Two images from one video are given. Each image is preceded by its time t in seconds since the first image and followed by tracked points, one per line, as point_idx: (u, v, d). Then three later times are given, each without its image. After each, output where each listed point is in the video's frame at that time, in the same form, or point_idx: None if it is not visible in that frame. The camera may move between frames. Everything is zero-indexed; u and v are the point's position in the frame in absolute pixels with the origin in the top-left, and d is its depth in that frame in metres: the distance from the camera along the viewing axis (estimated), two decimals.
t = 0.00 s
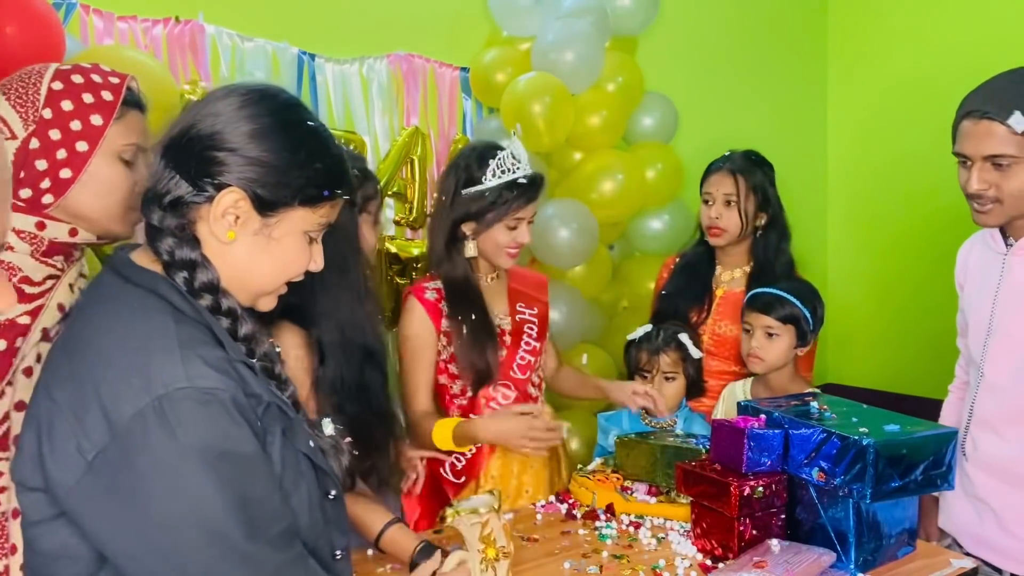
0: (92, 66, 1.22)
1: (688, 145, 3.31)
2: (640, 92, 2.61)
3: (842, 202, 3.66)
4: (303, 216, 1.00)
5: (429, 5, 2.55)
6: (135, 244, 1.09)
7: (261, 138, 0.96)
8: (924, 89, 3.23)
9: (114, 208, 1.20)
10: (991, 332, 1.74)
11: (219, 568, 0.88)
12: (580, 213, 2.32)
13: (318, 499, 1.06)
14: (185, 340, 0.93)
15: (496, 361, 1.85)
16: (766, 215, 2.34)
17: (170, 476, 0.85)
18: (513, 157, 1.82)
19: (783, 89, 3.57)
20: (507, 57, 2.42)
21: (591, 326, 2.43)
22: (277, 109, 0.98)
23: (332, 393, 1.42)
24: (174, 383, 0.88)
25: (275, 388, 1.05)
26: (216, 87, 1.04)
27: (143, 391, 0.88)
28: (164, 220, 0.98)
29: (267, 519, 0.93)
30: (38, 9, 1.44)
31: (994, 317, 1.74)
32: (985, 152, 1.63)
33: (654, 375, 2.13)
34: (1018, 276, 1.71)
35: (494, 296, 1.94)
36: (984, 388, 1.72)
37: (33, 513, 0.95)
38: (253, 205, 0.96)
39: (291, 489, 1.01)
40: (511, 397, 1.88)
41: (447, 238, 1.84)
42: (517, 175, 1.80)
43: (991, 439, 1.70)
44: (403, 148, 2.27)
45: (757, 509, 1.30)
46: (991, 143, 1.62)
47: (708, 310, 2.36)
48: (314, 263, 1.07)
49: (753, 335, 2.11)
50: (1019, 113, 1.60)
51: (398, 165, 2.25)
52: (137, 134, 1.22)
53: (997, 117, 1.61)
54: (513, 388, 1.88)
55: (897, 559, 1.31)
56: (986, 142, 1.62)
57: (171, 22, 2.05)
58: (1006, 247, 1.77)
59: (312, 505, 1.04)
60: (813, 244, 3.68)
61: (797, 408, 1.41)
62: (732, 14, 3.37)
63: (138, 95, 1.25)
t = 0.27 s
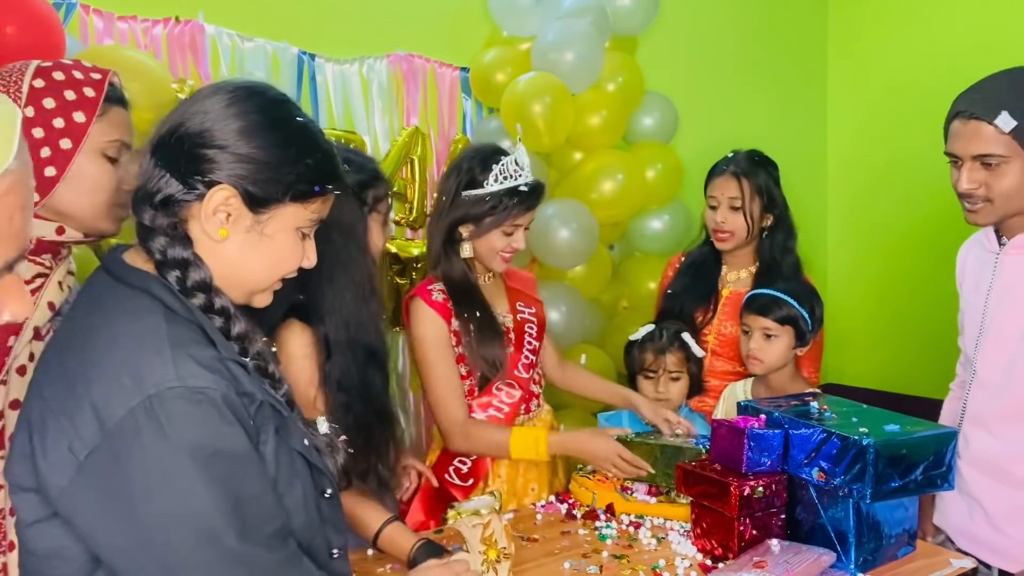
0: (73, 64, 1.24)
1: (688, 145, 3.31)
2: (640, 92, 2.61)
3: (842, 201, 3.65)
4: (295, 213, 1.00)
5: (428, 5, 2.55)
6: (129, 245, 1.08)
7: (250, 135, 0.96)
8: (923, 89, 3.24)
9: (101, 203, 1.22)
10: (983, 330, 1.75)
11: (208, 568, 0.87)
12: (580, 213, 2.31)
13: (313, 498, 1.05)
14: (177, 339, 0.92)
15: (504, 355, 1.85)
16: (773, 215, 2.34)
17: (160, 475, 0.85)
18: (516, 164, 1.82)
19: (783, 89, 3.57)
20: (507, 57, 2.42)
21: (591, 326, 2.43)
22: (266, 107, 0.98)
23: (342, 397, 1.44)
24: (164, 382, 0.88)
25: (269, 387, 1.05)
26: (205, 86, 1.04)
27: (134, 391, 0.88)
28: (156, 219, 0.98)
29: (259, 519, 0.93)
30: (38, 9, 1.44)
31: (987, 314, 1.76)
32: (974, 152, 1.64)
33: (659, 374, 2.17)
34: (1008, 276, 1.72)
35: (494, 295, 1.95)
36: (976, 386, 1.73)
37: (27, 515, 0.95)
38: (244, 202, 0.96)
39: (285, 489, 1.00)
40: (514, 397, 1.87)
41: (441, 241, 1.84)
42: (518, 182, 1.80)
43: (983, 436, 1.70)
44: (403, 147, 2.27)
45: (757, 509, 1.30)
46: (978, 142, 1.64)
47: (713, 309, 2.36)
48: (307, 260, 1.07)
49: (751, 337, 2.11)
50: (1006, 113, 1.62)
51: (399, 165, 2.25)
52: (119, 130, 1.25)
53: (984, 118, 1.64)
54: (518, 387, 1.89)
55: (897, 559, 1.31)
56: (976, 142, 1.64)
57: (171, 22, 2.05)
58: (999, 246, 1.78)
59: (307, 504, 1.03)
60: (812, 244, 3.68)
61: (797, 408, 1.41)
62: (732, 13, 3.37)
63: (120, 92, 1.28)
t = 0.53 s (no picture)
0: (67, 64, 1.24)
1: (687, 145, 3.31)
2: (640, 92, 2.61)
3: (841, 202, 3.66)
4: (288, 211, 1.00)
5: (429, 5, 2.55)
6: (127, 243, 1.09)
7: (245, 133, 0.96)
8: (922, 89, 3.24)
9: (95, 205, 1.22)
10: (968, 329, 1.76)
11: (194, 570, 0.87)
12: (580, 212, 2.31)
13: (305, 499, 1.05)
14: (168, 337, 0.92)
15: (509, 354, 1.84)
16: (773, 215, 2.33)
17: (146, 474, 0.85)
18: (520, 167, 1.81)
19: (783, 88, 3.57)
20: (507, 57, 2.42)
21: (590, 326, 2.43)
22: (260, 106, 0.98)
23: (339, 393, 1.42)
24: (154, 379, 0.88)
25: (262, 387, 1.04)
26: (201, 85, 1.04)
27: (123, 389, 0.87)
28: (150, 216, 0.98)
29: (247, 521, 0.92)
30: (38, 9, 1.44)
31: (971, 313, 1.76)
32: (957, 153, 1.67)
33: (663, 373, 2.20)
34: (992, 275, 1.73)
35: (497, 294, 1.94)
36: (961, 381, 1.74)
37: (18, 509, 0.95)
38: (236, 200, 0.96)
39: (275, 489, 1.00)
40: (518, 395, 1.88)
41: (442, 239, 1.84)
42: (521, 185, 1.80)
43: (970, 432, 1.71)
44: (403, 147, 2.27)
45: (757, 509, 1.30)
46: (961, 144, 1.67)
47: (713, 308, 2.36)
48: (301, 260, 1.06)
49: (749, 340, 2.11)
50: (987, 114, 1.64)
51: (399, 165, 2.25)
52: (114, 130, 1.25)
53: (965, 119, 1.66)
54: (522, 387, 1.88)
55: (897, 559, 1.31)
56: (958, 143, 1.67)
57: (171, 22, 2.05)
58: (984, 247, 1.78)
59: (297, 502, 1.04)
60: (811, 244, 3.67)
61: (796, 408, 1.41)
62: (731, 13, 3.37)
63: (115, 92, 1.27)
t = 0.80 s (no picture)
0: (69, 65, 1.25)
1: (686, 145, 3.30)
2: (640, 91, 2.61)
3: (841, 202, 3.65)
4: (284, 210, 1.00)
5: (429, 5, 2.55)
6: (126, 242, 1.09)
7: (242, 133, 0.96)
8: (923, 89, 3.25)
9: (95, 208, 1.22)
10: (949, 321, 1.82)
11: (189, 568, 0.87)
12: (580, 212, 2.31)
13: (302, 497, 1.04)
14: (164, 335, 0.92)
15: (504, 354, 1.85)
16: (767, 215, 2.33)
17: (141, 471, 0.85)
18: (522, 167, 1.81)
19: (782, 88, 3.57)
20: (508, 57, 2.42)
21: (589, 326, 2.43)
22: (258, 105, 0.98)
23: (353, 394, 1.47)
24: (150, 377, 0.88)
25: (259, 385, 1.04)
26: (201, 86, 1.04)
27: (119, 386, 0.88)
28: (147, 215, 0.98)
29: (242, 519, 0.92)
30: (37, 9, 1.44)
31: (952, 306, 1.83)
32: (937, 150, 1.73)
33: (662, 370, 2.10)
34: (970, 269, 1.79)
35: (498, 293, 1.94)
36: (943, 373, 1.80)
37: (16, 507, 0.95)
38: (233, 198, 0.96)
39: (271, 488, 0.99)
40: (515, 395, 1.88)
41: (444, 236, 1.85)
42: (523, 186, 1.79)
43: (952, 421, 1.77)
44: (403, 147, 2.27)
45: (757, 509, 1.30)
46: (941, 142, 1.73)
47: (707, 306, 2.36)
48: (297, 260, 1.06)
49: (746, 341, 2.11)
50: (966, 113, 1.70)
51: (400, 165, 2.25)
52: (116, 131, 1.25)
53: (945, 118, 1.72)
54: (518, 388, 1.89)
55: (897, 559, 1.31)
56: (938, 141, 1.73)
57: (171, 22, 2.05)
58: (963, 240, 1.85)
59: (297, 500, 1.03)
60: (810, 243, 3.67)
61: (797, 408, 1.42)
62: (731, 13, 3.37)
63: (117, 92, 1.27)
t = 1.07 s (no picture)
0: (70, 64, 1.24)
1: (686, 144, 3.30)
2: (640, 91, 2.61)
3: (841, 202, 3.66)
4: (283, 205, 1.00)
5: (429, 5, 2.55)
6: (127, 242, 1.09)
7: (240, 130, 0.96)
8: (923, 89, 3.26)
9: (94, 209, 1.22)
10: (937, 321, 1.82)
11: (196, 562, 0.87)
12: (580, 212, 2.32)
13: (305, 493, 1.05)
14: (167, 331, 0.92)
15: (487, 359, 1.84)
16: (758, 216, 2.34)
17: (146, 467, 0.85)
18: (511, 161, 1.80)
19: (783, 88, 3.57)
20: (508, 57, 2.42)
21: (589, 327, 2.43)
22: (253, 102, 0.99)
23: (354, 394, 1.47)
24: (153, 373, 0.88)
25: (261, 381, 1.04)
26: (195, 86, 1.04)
27: (124, 382, 0.88)
28: (148, 213, 0.98)
29: (248, 513, 0.92)
30: (38, 9, 1.44)
31: (939, 305, 1.83)
32: (920, 155, 1.74)
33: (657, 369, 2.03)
34: (956, 269, 1.79)
35: (493, 295, 1.92)
36: (931, 371, 1.80)
37: (18, 504, 0.95)
38: (232, 194, 0.96)
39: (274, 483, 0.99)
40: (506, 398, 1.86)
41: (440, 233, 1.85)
42: (511, 180, 1.78)
43: (940, 418, 1.76)
44: (403, 147, 2.27)
45: (757, 509, 1.30)
46: (922, 147, 1.74)
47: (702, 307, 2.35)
48: (297, 256, 1.06)
49: (743, 342, 2.11)
50: (946, 119, 1.72)
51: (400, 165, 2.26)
52: (117, 132, 1.24)
53: (926, 124, 1.74)
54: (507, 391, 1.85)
55: (897, 559, 1.31)
56: (921, 146, 1.74)
57: (171, 22, 2.05)
58: (948, 244, 1.85)
59: (299, 496, 1.04)
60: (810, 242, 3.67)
61: (797, 409, 1.42)
62: (731, 13, 3.37)
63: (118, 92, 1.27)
